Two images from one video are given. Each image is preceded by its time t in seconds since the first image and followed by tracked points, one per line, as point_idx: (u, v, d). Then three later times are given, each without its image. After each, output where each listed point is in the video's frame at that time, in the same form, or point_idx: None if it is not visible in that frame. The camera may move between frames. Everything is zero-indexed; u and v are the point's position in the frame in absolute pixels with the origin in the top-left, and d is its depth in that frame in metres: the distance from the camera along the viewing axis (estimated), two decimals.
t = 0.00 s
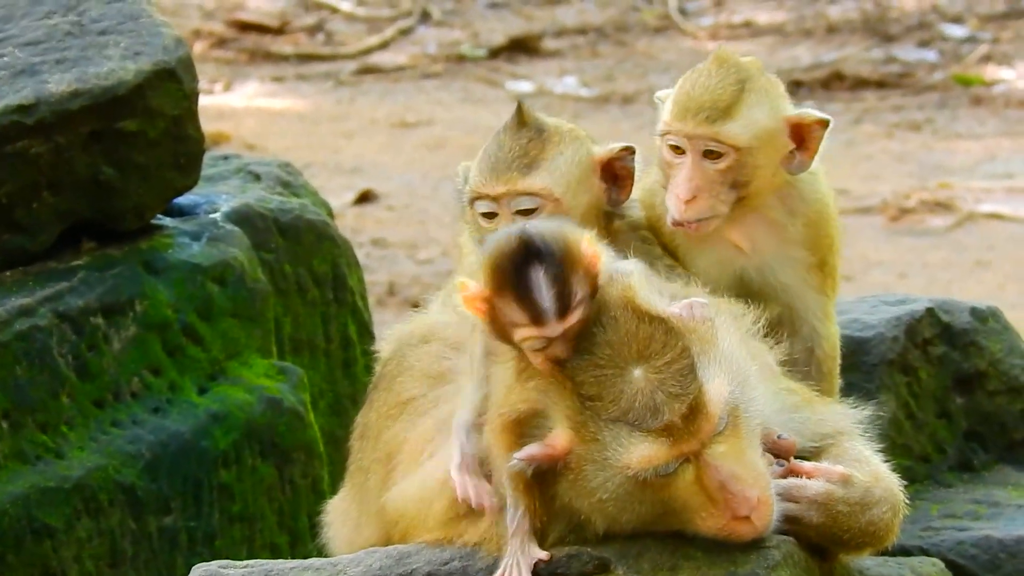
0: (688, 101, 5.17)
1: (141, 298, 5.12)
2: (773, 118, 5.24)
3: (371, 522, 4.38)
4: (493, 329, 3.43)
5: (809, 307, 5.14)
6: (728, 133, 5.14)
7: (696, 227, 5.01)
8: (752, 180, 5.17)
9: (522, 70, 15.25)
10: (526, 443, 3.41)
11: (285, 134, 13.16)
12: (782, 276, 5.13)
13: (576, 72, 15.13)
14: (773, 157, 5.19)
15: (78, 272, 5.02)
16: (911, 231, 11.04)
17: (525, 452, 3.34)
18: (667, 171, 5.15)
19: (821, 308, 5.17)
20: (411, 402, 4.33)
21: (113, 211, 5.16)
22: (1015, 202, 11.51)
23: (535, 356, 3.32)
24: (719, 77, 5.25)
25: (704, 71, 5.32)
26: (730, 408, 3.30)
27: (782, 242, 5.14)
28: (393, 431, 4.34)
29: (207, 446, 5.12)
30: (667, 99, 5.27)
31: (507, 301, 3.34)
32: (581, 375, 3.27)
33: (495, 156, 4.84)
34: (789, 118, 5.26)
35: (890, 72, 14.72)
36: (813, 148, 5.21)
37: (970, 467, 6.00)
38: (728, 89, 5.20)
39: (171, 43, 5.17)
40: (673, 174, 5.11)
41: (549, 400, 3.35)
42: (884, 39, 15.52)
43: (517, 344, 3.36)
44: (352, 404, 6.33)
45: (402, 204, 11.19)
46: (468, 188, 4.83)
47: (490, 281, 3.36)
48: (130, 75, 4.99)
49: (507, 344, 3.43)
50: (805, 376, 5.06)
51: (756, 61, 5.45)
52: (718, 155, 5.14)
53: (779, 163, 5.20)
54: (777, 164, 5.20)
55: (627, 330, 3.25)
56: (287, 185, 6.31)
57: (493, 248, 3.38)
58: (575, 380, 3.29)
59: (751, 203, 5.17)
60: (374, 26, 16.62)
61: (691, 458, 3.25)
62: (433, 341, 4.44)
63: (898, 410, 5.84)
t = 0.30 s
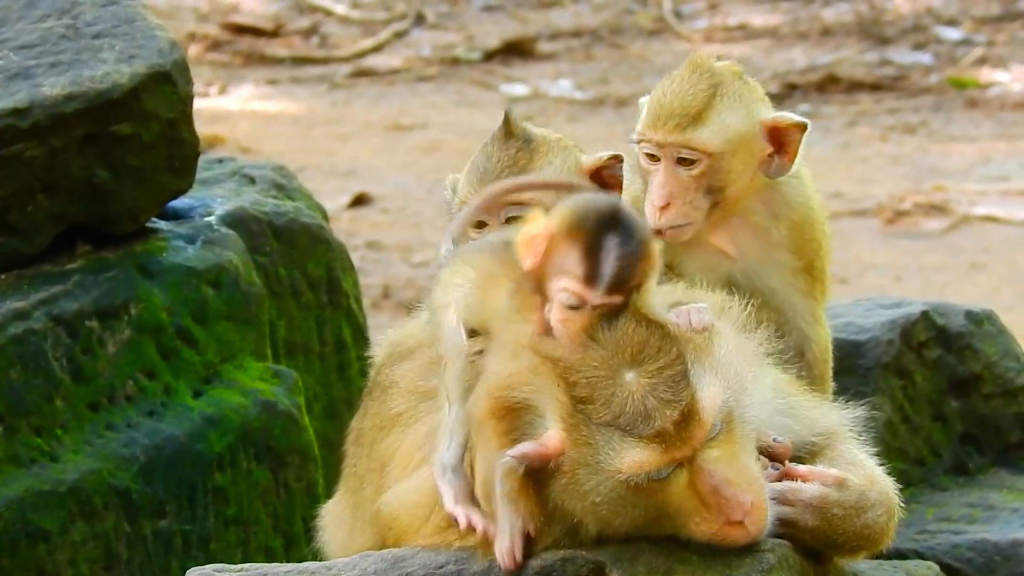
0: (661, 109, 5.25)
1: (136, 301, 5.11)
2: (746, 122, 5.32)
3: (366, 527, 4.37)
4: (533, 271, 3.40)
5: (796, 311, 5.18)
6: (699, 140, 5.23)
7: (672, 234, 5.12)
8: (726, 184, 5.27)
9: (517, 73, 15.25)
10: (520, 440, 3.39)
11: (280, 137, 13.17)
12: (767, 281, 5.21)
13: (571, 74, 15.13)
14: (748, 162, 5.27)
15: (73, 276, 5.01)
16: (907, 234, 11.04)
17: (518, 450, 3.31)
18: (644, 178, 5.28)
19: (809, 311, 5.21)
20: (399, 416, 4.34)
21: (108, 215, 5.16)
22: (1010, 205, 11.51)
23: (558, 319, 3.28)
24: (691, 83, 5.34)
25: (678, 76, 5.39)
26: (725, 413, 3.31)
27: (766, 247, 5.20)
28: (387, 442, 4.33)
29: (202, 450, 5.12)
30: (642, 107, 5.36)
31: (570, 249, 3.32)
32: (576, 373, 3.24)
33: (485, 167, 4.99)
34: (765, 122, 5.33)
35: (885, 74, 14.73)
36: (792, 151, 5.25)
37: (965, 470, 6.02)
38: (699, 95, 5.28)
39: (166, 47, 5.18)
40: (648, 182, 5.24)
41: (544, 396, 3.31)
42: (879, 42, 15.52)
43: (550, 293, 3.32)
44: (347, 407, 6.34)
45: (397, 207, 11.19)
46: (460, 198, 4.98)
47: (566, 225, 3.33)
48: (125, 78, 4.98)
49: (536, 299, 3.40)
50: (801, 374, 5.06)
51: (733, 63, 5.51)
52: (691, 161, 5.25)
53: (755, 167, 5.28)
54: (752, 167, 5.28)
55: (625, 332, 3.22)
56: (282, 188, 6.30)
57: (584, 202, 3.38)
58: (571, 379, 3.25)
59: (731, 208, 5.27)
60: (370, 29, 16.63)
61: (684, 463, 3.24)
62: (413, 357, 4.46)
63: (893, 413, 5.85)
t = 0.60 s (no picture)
0: (643, 114, 5.21)
1: (132, 304, 5.12)
2: (732, 125, 5.22)
3: (364, 529, 4.36)
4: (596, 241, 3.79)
5: (792, 313, 5.21)
6: (679, 143, 5.17)
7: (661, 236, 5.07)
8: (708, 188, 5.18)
9: (514, 75, 15.26)
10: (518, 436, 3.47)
11: (277, 139, 13.18)
12: (762, 283, 5.20)
13: (568, 76, 15.13)
14: (732, 165, 5.18)
15: (70, 278, 5.01)
16: (903, 236, 11.04)
17: (513, 446, 3.35)
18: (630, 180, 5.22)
19: (804, 313, 5.24)
20: (397, 415, 4.32)
21: (104, 218, 5.16)
22: (1008, 206, 11.51)
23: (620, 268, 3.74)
24: (675, 87, 5.27)
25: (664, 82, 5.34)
26: (722, 416, 3.30)
27: (759, 250, 5.21)
28: (384, 444, 4.32)
29: (199, 452, 5.12)
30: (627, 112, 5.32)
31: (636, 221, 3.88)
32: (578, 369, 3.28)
33: (477, 172, 4.99)
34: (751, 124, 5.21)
35: (881, 76, 14.74)
36: (779, 154, 5.17)
37: (962, 472, 6.03)
38: (681, 99, 5.22)
39: (162, 49, 5.17)
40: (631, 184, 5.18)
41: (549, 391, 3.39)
42: (876, 44, 15.52)
43: (633, 252, 3.78)
44: (344, 409, 6.34)
45: (394, 209, 11.20)
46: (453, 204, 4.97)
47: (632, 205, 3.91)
48: (121, 80, 4.98)
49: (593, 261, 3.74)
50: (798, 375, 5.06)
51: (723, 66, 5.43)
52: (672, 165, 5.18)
53: (739, 170, 5.19)
54: (736, 170, 5.19)
55: (626, 332, 3.25)
56: (278, 190, 6.30)
57: (635, 179, 3.97)
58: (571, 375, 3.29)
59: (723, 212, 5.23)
60: (366, 32, 16.64)
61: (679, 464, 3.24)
62: (415, 356, 4.46)
63: (890, 415, 5.84)
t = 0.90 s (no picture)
0: (635, 113, 5.26)
1: (127, 304, 5.12)
2: (723, 124, 5.27)
3: (360, 527, 4.36)
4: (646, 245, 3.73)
5: (787, 314, 5.20)
6: (672, 142, 5.21)
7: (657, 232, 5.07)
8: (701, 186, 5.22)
9: (508, 75, 15.26)
10: (511, 436, 3.48)
11: (272, 139, 13.18)
12: (756, 282, 5.17)
13: (562, 76, 15.13)
14: (725, 163, 5.21)
15: (64, 280, 5.01)
16: (898, 236, 11.05)
17: (511, 446, 3.32)
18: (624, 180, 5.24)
19: (799, 313, 5.24)
20: (394, 411, 4.33)
21: (99, 219, 5.15)
22: (1002, 206, 11.52)
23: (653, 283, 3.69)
24: (666, 87, 5.33)
25: (654, 82, 5.40)
26: (720, 417, 3.30)
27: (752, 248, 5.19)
28: (379, 442, 4.33)
29: (194, 452, 5.12)
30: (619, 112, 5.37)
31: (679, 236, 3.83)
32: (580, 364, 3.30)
33: (465, 173, 4.92)
34: (742, 122, 5.25)
35: (876, 76, 14.74)
36: (771, 152, 5.17)
37: (957, 471, 6.03)
38: (672, 98, 5.27)
39: (157, 49, 5.16)
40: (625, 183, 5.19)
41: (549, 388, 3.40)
42: (871, 44, 15.53)
43: (676, 267, 3.80)
44: (340, 409, 6.34)
45: (389, 210, 11.19)
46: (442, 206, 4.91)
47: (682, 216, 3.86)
48: (116, 81, 4.97)
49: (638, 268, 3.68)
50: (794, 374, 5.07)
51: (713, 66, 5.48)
52: (665, 163, 5.22)
53: (732, 167, 5.22)
54: (730, 168, 5.22)
55: (627, 331, 3.29)
56: (273, 191, 6.30)
57: (679, 191, 3.93)
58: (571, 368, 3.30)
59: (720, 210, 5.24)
60: (361, 31, 16.63)
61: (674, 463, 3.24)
62: (411, 353, 4.46)
63: (886, 415, 5.85)
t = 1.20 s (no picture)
0: (632, 112, 5.24)
1: (119, 306, 5.12)
2: (719, 122, 5.29)
3: (352, 528, 4.36)
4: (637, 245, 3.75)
5: (783, 313, 5.21)
6: (670, 141, 5.21)
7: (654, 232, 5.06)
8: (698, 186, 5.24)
9: (499, 77, 15.28)
10: (502, 438, 3.49)
11: (262, 141, 13.18)
12: (752, 282, 5.18)
13: (553, 78, 15.14)
14: (722, 162, 5.25)
15: (55, 281, 5.01)
16: (888, 236, 11.08)
17: (501, 449, 3.36)
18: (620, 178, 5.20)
19: (793, 311, 5.24)
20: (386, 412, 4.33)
21: (90, 220, 5.15)
22: (993, 205, 11.56)
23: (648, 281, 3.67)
24: (661, 85, 5.32)
25: (649, 80, 5.38)
26: (710, 418, 3.30)
27: (749, 247, 5.20)
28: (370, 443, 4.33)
29: (186, 454, 5.12)
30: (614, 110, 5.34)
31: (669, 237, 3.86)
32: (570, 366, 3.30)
33: (461, 175, 4.95)
34: (738, 121, 5.29)
35: (866, 76, 14.76)
36: (768, 150, 5.22)
37: (949, 470, 6.04)
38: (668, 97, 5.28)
39: (147, 51, 5.18)
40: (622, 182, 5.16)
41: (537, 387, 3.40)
42: (860, 44, 15.55)
43: (669, 269, 3.80)
44: (330, 410, 6.34)
45: (379, 211, 11.20)
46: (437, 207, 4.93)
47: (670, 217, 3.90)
48: (106, 82, 4.99)
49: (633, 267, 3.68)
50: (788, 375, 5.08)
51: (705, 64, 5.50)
52: (662, 162, 5.22)
53: (729, 167, 5.26)
54: (727, 167, 5.26)
55: (616, 332, 3.29)
56: (263, 192, 6.30)
57: (665, 197, 3.97)
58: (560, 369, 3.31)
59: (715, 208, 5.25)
60: (351, 33, 16.63)
61: (665, 464, 3.24)
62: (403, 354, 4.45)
63: (877, 414, 5.86)
